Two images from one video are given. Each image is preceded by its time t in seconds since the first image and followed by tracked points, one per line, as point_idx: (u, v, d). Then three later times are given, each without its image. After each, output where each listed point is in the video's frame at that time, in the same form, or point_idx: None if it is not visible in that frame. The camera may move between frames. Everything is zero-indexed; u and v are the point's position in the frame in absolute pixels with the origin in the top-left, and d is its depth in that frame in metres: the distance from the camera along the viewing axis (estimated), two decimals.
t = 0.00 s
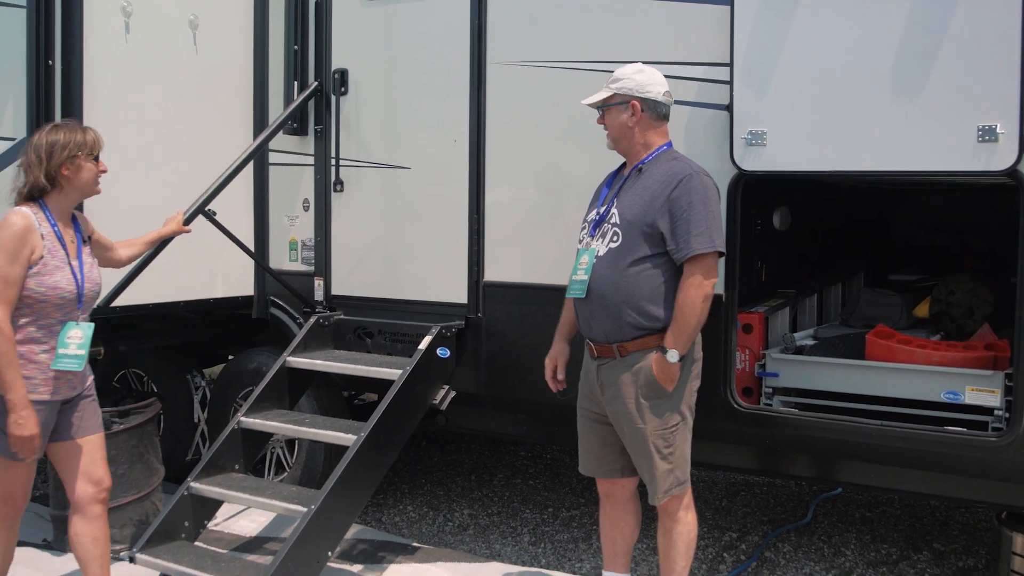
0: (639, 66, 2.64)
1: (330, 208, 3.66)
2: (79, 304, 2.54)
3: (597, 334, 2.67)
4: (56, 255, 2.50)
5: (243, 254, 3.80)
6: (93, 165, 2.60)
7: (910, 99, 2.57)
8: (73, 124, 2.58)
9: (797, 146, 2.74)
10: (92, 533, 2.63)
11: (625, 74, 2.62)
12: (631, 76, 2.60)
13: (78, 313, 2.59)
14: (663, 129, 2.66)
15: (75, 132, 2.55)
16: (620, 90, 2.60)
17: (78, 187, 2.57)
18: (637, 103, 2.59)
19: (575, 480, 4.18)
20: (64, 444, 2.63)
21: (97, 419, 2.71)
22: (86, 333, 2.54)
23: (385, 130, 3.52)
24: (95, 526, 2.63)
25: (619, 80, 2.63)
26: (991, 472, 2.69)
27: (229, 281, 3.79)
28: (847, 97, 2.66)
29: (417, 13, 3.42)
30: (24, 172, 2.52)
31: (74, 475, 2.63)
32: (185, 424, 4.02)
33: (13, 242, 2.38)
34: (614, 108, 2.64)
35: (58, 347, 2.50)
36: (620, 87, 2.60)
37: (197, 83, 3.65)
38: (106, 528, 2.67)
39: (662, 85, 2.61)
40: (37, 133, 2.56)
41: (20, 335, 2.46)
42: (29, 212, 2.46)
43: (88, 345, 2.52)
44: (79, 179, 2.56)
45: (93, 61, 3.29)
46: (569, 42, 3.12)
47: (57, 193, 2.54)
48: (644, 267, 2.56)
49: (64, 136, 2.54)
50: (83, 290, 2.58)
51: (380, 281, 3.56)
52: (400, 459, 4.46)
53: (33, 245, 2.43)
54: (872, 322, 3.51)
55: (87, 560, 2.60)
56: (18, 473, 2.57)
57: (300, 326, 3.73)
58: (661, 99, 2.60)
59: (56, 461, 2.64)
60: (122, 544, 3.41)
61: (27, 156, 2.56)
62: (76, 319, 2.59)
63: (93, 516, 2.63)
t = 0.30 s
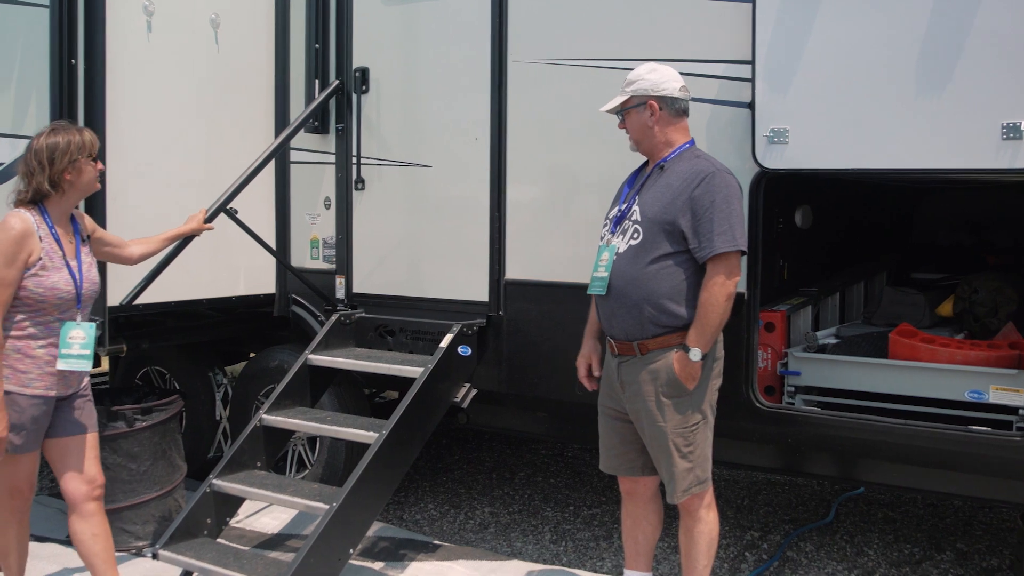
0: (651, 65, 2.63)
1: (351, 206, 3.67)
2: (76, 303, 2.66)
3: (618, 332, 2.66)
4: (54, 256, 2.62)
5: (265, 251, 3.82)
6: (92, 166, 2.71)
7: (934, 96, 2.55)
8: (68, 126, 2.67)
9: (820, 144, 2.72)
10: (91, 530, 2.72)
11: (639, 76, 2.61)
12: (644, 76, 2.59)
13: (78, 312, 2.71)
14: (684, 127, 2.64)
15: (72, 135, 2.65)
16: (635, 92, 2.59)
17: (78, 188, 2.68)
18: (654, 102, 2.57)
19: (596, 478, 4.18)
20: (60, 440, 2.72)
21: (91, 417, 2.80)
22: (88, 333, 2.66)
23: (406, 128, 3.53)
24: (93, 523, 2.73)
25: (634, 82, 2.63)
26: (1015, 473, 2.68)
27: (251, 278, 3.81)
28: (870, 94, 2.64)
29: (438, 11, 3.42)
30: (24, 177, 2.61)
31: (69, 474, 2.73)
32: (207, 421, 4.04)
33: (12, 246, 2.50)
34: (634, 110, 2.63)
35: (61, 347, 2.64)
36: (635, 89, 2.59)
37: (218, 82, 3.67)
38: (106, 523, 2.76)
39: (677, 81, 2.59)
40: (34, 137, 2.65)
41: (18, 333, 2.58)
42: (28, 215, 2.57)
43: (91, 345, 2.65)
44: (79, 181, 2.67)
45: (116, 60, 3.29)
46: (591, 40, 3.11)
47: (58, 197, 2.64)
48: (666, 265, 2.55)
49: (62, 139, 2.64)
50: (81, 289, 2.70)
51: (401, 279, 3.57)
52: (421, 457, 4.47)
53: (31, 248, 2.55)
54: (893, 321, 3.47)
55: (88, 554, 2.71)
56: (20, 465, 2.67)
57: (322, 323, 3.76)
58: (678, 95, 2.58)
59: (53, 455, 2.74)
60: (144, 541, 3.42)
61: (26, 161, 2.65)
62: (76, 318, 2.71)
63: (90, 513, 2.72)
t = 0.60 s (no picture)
0: (676, 60, 2.58)
1: (376, 200, 3.67)
2: (87, 292, 2.69)
3: (643, 328, 2.64)
4: (64, 247, 2.65)
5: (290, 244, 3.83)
6: (102, 160, 2.74)
7: (965, 91, 2.53)
8: (79, 120, 2.70)
9: (847, 140, 2.70)
10: (108, 520, 2.73)
11: (663, 71, 2.55)
12: (668, 71, 2.54)
13: (91, 302, 2.75)
14: (709, 122, 2.59)
15: (82, 129, 2.69)
16: (660, 87, 2.54)
17: (88, 181, 2.71)
18: (678, 98, 2.52)
19: (619, 474, 4.18)
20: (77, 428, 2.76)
21: (107, 405, 2.82)
22: (104, 322, 2.73)
23: (432, 122, 3.53)
24: (109, 512, 2.74)
25: (658, 77, 2.58)
26: None
27: (276, 272, 3.83)
28: (901, 89, 2.61)
29: (465, 6, 3.42)
30: (34, 170, 2.65)
31: (84, 464, 2.75)
32: (232, 414, 4.06)
33: (21, 235, 2.55)
34: (658, 106, 2.58)
35: (80, 339, 2.69)
36: (660, 85, 2.54)
37: (244, 76, 3.68)
38: (122, 513, 2.77)
39: (702, 76, 2.53)
40: (47, 132, 2.69)
41: (30, 321, 2.63)
42: (38, 207, 2.62)
43: (108, 334, 2.71)
44: (89, 174, 2.70)
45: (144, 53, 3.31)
46: (619, 34, 3.10)
47: (69, 189, 2.68)
48: (689, 261, 2.52)
49: (73, 133, 2.67)
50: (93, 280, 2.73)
51: (426, 274, 3.58)
52: (444, 451, 4.48)
53: (42, 238, 2.60)
54: (920, 318, 3.53)
55: (105, 543, 2.72)
56: (36, 454, 2.71)
57: (346, 317, 3.77)
58: (702, 91, 2.53)
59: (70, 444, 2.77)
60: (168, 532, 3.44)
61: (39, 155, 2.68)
62: (89, 308, 2.75)
63: (105, 503, 2.73)
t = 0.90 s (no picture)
0: (693, 56, 2.53)
1: (392, 198, 3.68)
2: (92, 287, 2.70)
3: (657, 325, 2.59)
4: (68, 242, 2.66)
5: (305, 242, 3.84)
6: (107, 157, 2.74)
7: (984, 87, 2.51)
8: (85, 118, 2.71)
9: (864, 138, 2.68)
10: (119, 516, 2.73)
11: (681, 68, 2.51)
12: (685, 68, 2.50)
13: (98, 297, 2.75)
14: (727, 119, 2.53)
15: (87, 127, 2.69)
16: (677, 84, 2.50)
17: (95, 178, 2.71)
18: (696, 95, 2.48)
19: (635, 472, 4.18)
20: (87, 424, 2.77)
21: (118, 402, 2.83)
22: (107, 317, 2.72)
23: (448, 120, 3.53)
24: (120, 509, 2.74)
25: (675, 74, 2.53)
26: None
27: (292, 270, 3.83)
28: (919, 86, 2.59)
29: (480, 3, 3.42)
30: (40, 167, 2.67)
31: (95, 461, 2.76)
32: (248, 412, 4.07)
33: (25, 232, 2.57)
34: (675, 103, 2.53)
35: (83, 334, 2.69)
36: (677, 82, 2.50)
37: (260, 73, 3.69)
38: (132, 509, 2.77)
39: (720, 74, 2.48)
40: (52, 129, 2.70)
41: (36, 316, 2.64)
42: (43, 203, 2.63)
43: (111, 329, 2.72)
44: (95, 171, 2.70)
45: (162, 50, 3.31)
46: (635, 32, 3.09)
47: (75, 186, 2.69)
48: (703, 259, 2.47)
49: (78, 130, 2.68)
50: (99, 274, 2.73)
51: (441, 271, 3.58)
52: (459, 450, 4.49)
53: (46, 234, 2.61)
54: (938, 317, 3.47)
55: (117, 540, 2.73)
56: (47, 450, 2.71)
57: (362, 314, 3.80)
58: (720, 88, 2.48)
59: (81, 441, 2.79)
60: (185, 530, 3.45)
61: (45, 152, 2.70)
62: (96, 302, 2.75)
63: (116, 500, 2.74)
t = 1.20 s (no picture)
0: (712, 58, 2.52)
1: (408, 198, 3.69)
2: (103, 286, 2.69)
3: (674, 326, 2.57)
4: (80, 241, 2.66)
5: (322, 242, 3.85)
6: (119, 157, 2.74)
7: (1006, 88, 2.48)
8: (97, 119, 2.72)
9: (883, 140, 2.66)
10: (131, 516, 2.75)
11: (700, 70, 2.50)
12: (705, 70, 2.49)
13: (109, 296, 2.74)
14: (747, 121, 2.53)
15: (99, 128, 2.69)
16: (697, 86, 2.49)
17: (106, 178, 2.72)
18: (716, 97, 2.47)
19: (650, 474, 4.18)
20: (98, 423, 2.78)
21: (130, 402, 2.84)
22: (114, 317, 2.73)
23: (464, 121, 3.53)
24: (133, 508, 2.75)
25: (695, 76, 2.52)
26: None
27: (309, 270, 3.85)
28: (940, 87, 2.57)
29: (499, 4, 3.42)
30: (53, 168, 2.68)
31: (106, 461, 2.77)
32: (264, 411, 4.09)
33: (37, 230, 2.57)
34: (696, 105, 2.52)
35: (90, 332, 2.69)
36: (697, 83, 2.49)
37: (277, 74, 3.70)
38: (146, 509, 2.79)
39: (740, 74, 2.47)
40: (64, 130, 2.71)
41: (47, 315, 2.65)
42: (55, 203, 2.64)
43: (117, 329, 2.71)
44: (107, 171, 2.71)
45: (180, 49, 3.32)
46: (653, 33, 3.08)
47: (86, 186, 2.69)
48: (720, 261, 2.45)
49: (90, 131, 2.68)
50: (111, 273, 2.73)
51: (457, 272, 3.58)
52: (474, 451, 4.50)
53: (58, 233, 2.61)
54: (957, 318, 3.48)
55: (131, 540, 2.74)
56: (62, 447, 2.71)
57: (378, 315, 3.80)
58: (741, 89, 2.47)
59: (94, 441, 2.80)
60: (200, 529, 3.46)
61: (57, 153, 2.70)
62: (108, 301, 2.74)
63: (129, 499, 2.75)
